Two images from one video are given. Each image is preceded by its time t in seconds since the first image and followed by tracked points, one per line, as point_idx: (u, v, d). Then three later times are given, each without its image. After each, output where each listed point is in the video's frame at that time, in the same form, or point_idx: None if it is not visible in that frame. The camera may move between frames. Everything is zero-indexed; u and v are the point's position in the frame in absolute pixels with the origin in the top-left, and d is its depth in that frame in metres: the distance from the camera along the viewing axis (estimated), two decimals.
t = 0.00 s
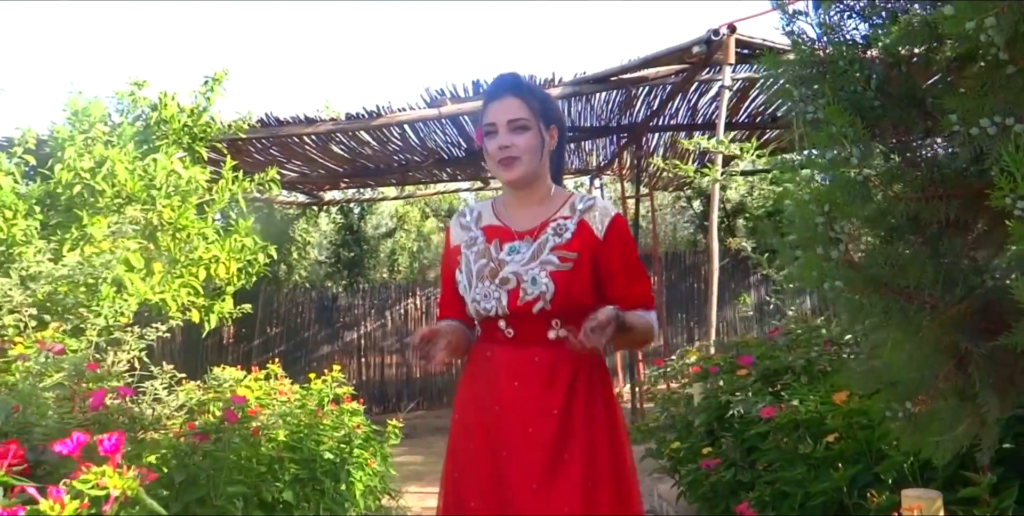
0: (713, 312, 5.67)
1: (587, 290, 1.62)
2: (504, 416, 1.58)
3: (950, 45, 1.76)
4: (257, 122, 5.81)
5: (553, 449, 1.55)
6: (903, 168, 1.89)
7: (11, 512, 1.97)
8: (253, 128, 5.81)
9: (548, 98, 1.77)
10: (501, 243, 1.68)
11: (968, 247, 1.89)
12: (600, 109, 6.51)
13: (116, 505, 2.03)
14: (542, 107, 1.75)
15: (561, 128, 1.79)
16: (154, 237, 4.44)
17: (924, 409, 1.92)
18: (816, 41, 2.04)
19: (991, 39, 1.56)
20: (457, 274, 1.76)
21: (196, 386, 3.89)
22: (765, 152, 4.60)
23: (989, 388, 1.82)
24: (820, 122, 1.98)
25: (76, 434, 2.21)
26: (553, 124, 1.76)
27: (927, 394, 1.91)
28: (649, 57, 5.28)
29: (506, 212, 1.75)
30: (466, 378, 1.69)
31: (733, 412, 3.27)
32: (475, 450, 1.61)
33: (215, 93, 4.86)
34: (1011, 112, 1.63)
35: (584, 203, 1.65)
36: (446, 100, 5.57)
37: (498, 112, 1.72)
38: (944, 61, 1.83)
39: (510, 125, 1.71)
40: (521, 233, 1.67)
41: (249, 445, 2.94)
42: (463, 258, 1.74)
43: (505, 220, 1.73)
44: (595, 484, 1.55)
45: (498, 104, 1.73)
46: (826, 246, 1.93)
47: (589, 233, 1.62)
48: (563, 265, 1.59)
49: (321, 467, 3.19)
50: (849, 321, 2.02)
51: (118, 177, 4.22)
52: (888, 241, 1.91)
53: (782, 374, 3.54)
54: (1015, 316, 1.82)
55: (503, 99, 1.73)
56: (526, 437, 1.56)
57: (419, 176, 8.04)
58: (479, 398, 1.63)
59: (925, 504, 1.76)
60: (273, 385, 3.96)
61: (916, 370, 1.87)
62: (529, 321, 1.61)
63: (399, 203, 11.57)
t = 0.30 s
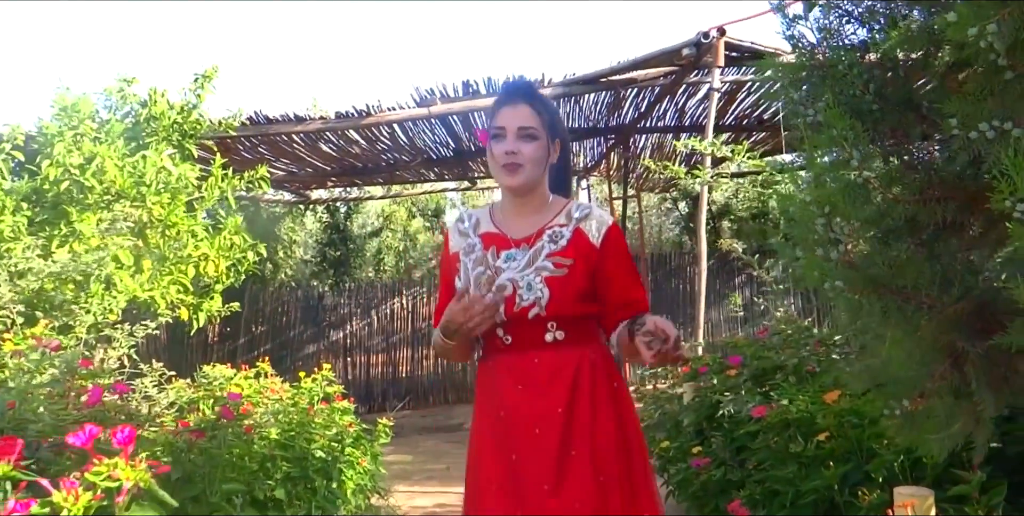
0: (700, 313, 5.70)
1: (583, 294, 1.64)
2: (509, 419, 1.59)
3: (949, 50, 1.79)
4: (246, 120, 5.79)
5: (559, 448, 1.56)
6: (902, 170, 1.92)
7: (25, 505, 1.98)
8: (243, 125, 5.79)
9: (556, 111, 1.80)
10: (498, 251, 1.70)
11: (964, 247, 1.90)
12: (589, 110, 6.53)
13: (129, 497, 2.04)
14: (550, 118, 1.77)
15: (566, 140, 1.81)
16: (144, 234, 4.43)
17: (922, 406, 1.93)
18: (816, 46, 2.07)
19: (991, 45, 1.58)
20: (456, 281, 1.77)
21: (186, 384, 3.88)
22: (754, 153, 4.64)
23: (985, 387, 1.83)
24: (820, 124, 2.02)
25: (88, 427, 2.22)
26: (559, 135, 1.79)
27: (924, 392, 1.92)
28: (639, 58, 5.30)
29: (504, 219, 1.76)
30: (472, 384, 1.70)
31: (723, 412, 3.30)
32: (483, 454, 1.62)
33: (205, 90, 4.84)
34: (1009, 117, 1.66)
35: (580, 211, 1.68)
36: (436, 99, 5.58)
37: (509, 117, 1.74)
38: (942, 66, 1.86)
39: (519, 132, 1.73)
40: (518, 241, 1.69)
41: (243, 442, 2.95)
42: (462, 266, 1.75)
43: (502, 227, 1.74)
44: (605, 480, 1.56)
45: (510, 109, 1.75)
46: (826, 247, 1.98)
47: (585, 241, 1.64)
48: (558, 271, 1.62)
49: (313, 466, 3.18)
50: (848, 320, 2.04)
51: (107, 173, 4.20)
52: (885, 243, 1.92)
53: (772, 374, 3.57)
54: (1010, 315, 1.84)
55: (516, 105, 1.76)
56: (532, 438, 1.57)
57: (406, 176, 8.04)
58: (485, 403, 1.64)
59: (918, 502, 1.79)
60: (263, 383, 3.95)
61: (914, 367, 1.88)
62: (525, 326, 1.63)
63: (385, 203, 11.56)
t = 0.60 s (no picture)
0: (692, 315, 5.73)
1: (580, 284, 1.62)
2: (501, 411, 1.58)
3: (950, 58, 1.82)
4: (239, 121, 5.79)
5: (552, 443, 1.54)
6: (901, 174, 1.96)
7: (41, 502, 1.97)
8: (237, 126, 5.79)
9: (550, 103, 1.78)
10: (495, 239, 1.67)
11: (963, 250, 1.94)
12: (581, 113, 6.55)
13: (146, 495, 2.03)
14: (545, 111, 1.75)
15: (560, 133, 1.80)
16: (138, 234, 4.43)
17: (921, 407, 1.94)
18: (817, 52, 2.11)
19: (992, 53, 1.61)
20: (453, 269, 1.76)
21: (180, 384, 3.88)
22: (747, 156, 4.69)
23: (981, 387, 1.85)
24: (821, 129, 2.06)
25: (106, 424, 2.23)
26: (552, 128, 1.78)
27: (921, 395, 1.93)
28: (632, 62, 5.33)
29: (501, 210, 1.75)
30: (461, 374, 1.68)
31: (717, 413, 3.33)
32: (473, 445, 1.60)
33: (200, 91, 4.84)
34: (1008, 123, 1.69)
35: (577, 201, 1.65)
36: (429, 101, 5.59)
37: (501, 110, 1.72)
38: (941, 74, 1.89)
39: (513, 124, 1.71)
40: (516, 230, 1.67)
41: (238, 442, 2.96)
42: (458, 254, 1.73)
43: (500, 217, 1.72)
44: (594, 478, 1.55)
45: (502, 102, 1.73)
46: (828, 250, 2.02)
47: (582, 231, 1.63)
48: (556, 259, 1.60)
49: (308, 466, 3.18)
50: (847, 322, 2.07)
51: (102, 173, 4.20)
52: (885, 246, 1.96)
53: (765, 376, 3.61)
54: (1007, 317, 1.85)
55: (508, 99, 1.72)
56: (524, 432, 1.55)
57: (398, 177, 8.05)
58: (476, 394, 1.62)
59: (913, 502, 1.84)
60: (257, 384, 3.96)
61: (913, 368, 1.90)
62: (521, 314, 1.61)
63: (375, 204, 11.57)
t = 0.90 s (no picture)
0: (687, 317, 5.75)
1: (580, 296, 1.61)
2: (494, 416, 1.56)
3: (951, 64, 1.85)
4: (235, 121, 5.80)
5: (542, 450, 1.53)
6: (903, 178, 1.97)
7: (59, 497, 1.98)
8: (233, 126, 5.80)
9: (544, 110, 1.78)
10: (497, 250, 1.66)
11: (960, 253, 1.98)
12: (576, 115, 6.56)
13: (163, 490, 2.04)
14: (539, 118, 1.76)
15: (555, 139, 1.80)
16: (135, 234, 4.43)
17: (920, 408, 1.97)
18: (819, 57, 2.12)
19: (994, 60, 1.65)
20: (453, 279, 1.74)
21: (176, 383, 3.88)
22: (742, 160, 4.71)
23: (980, 387, 1.91)
24: (823, 133, 2.06)
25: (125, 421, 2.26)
26: (548, 134, 1.78)
27: (918, 394, 1.97)
28: (628, 65, 5.36)
29: (501, 220, 1.73)
30: (455, 379, 1.67)
31: (712, 414, 3.35)
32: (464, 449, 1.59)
33: (197, 90, 4.84)
34: (1008, 129, 1.72)
35: (578, 212, 1.65)
36: (425, 103, 5.60)
37: (498, 119, 1.72)
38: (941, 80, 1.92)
39: (510, 132, 1.71)
40: (517, 241, 1.66)
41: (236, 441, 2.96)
42: (458, 264, 1.71)
43: (500, 227, 1.71)
44: (583, 490, 1.53)
45: (498, 111, 1.73)
46: (829, 251, 2.04)
47: (583, 242, 1.62)
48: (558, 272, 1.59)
49: (305, 465, 3.18)
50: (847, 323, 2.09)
51: (99, 172, 4.20)
52: (886, 249, 1.97)
53: (761, 378, 3.64)
54: (1005, 318, 1.91)
55: (504, 107, 1.73)
56: (516, 438, 1.53)
57: (391, 178, 8.05)
58: (470, 399, 1.61)
59: (910, 501, 1.90)
60: (252, 383, 3.96)
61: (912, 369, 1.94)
62: (522, 326, 1.59)
63: (368, 205, 11.57)
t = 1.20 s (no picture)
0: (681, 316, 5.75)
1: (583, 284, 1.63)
2: (505, 410, 1.58)
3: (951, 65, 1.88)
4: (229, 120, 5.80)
5: (555, 439, 1.54)
6: (902, 177, 2.00)
7: (74, 490, 2.02)
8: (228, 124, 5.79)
9: (552, 105, 1.80)
10: (498, 241, 1.68)
11: (958, 252, 2.01)
12: (570, 115, 6.58)
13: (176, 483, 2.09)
14: (548, 112, 1.77)
15: (562, 133, 1.81)
16: (130, 232, 4.42)
17: (918, 404, 2.00)
18: (819, 58, 2.14)
19: (993, 61, 1.67)
20: (454, 269, 1.75)
21: (172, 382, 3.88)
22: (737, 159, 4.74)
23: (977, 383, 1.94)
24: (823, 132, 2.08)
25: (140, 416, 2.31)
26: (555, 128, 1.79)
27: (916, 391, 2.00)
28: (622, 66, 5.38)
29: (504, 210, 1.76)
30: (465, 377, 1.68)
31: (707, 412, 3.37)
32: (476, 444, 1.60)
33: (192, 89, 4.84)
34: (1006, 128, 1.75)
35: (579, 203, 1.67)
36: (419, 102, 5.61)
37: (508, 109, 1.73)
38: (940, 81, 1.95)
39: (519, 124, 1.72)
40: (518, 231, 1.68)
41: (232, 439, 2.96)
42: (459, 254, 1.73)
43: (502, 218, 1.73)
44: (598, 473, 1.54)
45: (508, 101, 1.74)
46: (831, 249, 2.05)
47: (584, 231, 1.63)
48: (559, 261, 1.60)
49: (301, 463, 3.19)
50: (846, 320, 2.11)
51: (95, 171, 4.22)
52: (885, 247, 1.99)
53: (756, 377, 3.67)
54: (1002, 315, 1.95)
55: (514, 97, 1.74)
56: (528, 430, 1.54)
57: (384, 178, 8.04)
58: (480, 396, 1.62)
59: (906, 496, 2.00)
60: (248, 382, 3.96)
61: (909, 366, 1.98)
62: (525, 315, 1.62)
63: (361, 204, 11.56)
